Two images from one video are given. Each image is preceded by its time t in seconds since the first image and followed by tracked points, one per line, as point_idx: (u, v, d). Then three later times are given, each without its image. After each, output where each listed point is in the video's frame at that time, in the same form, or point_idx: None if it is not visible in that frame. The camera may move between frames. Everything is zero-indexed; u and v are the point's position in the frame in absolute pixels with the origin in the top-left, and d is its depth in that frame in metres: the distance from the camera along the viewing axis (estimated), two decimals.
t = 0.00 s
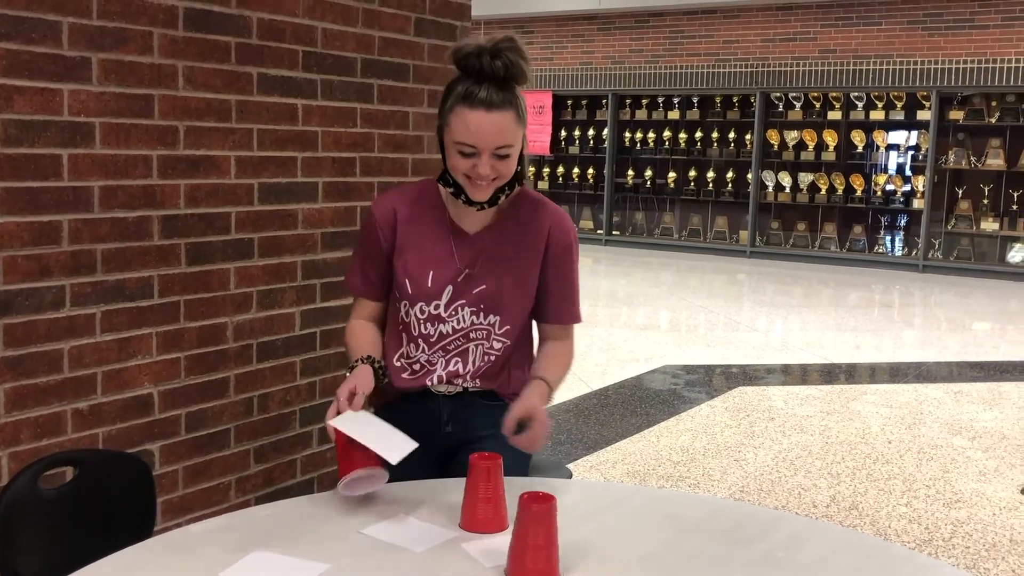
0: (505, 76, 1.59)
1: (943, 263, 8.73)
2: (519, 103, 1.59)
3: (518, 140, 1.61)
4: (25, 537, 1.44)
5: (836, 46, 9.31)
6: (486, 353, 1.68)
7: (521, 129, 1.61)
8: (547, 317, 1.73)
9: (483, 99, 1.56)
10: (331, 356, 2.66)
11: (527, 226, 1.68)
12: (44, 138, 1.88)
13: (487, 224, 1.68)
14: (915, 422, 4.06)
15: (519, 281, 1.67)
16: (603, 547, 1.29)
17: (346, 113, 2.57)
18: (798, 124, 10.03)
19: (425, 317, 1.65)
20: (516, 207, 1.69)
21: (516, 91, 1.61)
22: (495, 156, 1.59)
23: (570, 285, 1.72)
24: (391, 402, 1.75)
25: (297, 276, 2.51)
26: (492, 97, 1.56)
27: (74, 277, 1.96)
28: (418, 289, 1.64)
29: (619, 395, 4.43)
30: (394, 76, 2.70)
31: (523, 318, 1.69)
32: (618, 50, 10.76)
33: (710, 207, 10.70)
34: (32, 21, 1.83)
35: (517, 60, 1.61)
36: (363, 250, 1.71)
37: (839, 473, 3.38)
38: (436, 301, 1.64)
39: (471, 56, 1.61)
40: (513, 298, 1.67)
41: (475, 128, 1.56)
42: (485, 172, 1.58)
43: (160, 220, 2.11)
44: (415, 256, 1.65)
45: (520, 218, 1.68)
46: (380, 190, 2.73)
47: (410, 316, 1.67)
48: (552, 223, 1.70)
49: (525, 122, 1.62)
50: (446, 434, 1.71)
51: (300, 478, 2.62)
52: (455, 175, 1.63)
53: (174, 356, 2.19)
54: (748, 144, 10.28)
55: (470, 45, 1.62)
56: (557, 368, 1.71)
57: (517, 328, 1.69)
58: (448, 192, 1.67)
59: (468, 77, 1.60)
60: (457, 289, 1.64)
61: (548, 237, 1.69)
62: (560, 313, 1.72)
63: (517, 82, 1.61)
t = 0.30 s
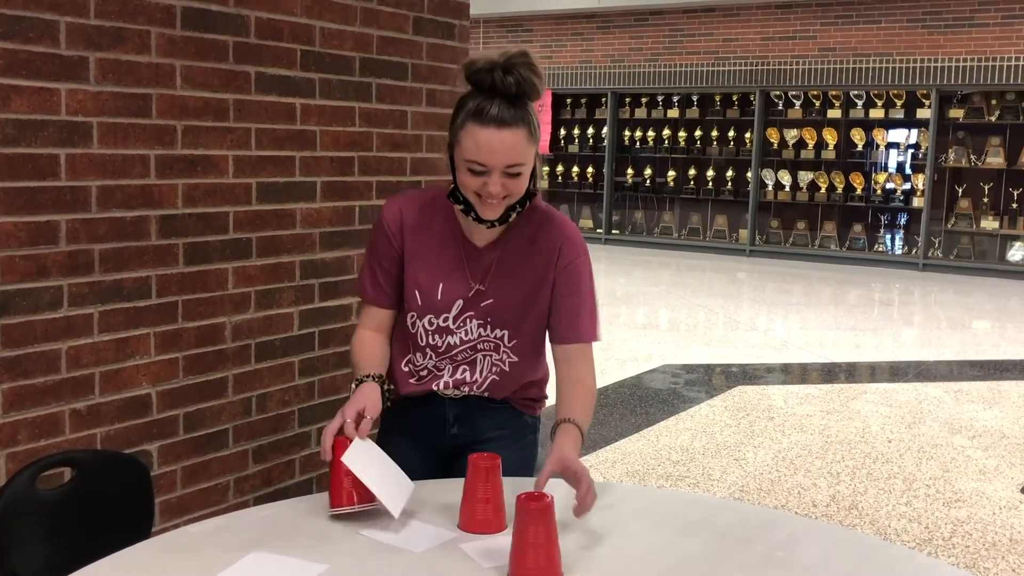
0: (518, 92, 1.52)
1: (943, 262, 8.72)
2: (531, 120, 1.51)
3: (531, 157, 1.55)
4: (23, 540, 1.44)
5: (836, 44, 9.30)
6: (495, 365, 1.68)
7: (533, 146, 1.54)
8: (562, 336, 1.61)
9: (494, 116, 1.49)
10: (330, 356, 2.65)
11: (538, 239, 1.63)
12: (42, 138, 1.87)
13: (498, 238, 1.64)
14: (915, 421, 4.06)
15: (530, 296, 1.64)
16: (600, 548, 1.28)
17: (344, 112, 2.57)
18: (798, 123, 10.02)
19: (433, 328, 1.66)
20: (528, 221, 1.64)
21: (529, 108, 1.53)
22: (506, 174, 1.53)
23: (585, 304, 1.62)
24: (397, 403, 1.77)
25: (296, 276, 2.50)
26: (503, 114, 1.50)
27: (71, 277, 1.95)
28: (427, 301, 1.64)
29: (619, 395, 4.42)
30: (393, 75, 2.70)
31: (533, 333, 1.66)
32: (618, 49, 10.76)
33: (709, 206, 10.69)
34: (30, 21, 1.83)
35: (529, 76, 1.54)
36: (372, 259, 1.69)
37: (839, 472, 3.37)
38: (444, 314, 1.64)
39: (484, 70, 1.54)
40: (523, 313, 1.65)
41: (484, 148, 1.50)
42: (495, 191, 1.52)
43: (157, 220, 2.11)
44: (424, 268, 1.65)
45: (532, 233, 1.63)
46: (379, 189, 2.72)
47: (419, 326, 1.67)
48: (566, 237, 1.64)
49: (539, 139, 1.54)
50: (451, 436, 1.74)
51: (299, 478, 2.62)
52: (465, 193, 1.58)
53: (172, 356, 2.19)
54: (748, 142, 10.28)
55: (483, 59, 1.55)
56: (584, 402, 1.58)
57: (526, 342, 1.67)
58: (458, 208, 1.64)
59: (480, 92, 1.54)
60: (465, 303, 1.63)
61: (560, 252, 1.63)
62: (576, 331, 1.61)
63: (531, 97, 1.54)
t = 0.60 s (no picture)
0: (529, 115, 1.47)
1: (943, 258, 8.73)
2: (542, 143, 1.46)
3: (540, 180, 1.50)
4: (24, 537, 1.45)
5: (835, 40, 9.29)
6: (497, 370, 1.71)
7: (543, 167, 1.50)
8: (558, 341, 1.54)
9: (504, 137, 1.44)
10: (330, 351, 2.65)
11: (545, 253, 1.61)
12: (42, 134, 1.87)
13: (504, 246, 1.62)
14: (915, 416, 4.07)
15: (535, 307, 1.62)
16: (600, 543, 1.28)
17: (344, 108, 2.57)
18: (797, 119, 10.01)
19: (437, 330, 1.66)
20: (537, 232, 1.61)
21: (541, 128, 1.48)
22: (513, 196, 1.49)
23: (586, 316, 1.56)
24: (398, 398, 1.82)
25: (296, 272, 2.50)
26: (513, 136, 1.44)
27: (72, 273, 1.95)
28: (431, 302, 1.65)
29: (619, 391, 4.43)
30: (393, 71, 2.70)
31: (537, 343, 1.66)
32: (618, 45, 10.75)
33: (709, 202, 10.69)
34: (30, 17, 1.83)
35: (542, 99, 1.49)
36: (383, 255, 1.70)
37: (838, 468, 3.38)
38: (448, 317, 1.64)
39: (497, 88, 1.49)
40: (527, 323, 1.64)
41: (493, 170, 1.45)
42: (501, 213, 1.49)
43: (158, 216, 2.11)
44: (431, 269, 1.65)
45: (539, 244, 1.61)
46: (379, 185, 2.72)
47: (424, 327, 1.68)
48: (575, 249, 1.60)
49: (549, 162, 1.49)
50: (453, 430, 1.78)
51: (299, 474, 2.62)
52: (473, 206, 1.55)
53: (173, 352, 2.19)
54: (747, 139, 10.27)
55: (497, 76, 1.50)
56: (582, 423, 1.48)
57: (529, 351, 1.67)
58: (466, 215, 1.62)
59: (491, 110, 1.48)
60: (469, 310, 1.63)
61: (567, 264, 1.59)
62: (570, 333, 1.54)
63: (543, 118, 1.48)
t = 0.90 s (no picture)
0: (534, 113, 1.47)
1: (944, 251, 8.73)
2: (546, 140, 1.46)
3: (543, 178, 1.50)
4: (25, 533, 1.44)
5: (836, 34, 9.28)
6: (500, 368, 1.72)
7: (547, 166, 1.49)
8: (561, 338, 1.57)
9: (508, 135, 1.44)
10: (331, 346, 2.66)
11: (547, 250, 1.60)
12: (43, 128, 1.87)
13: (507, 243, 1.62)
14: (916, 410, 4.07)
15: (537, 304, 1.63)
16: (601, 536, 1.29)
17: (346, 102, 2.57)
18: (799, 113, 9.99)
19: (439, 329, 1.66)
20: (540, 229, 1.61)
21: (546, 127, 1.48)
22: (517, 194, 1.49)
23: (589, 314, 1.59)
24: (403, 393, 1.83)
25: (297, 266, 2.50)
26: (517, 133, 1.44)
27: (74, 267, 1.96)
28: (434, 301, 1.64)
29: (620, 385, 4.44)
30: (394, 65, 2.69)
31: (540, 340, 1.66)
32: (618, 40, 10.74)
33: (710, 196, 10.68)
34: (31, 10, 1.83)
35: (547, 97, 1.49)
36: (385, 254, 1.69)
37: (839, 462, 3.38)
38: (450, 316, 1.64)
39: (502, 86, 1.49)
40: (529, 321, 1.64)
41: (498, 168, 1.45)
42: (504, 210, 1.49)
43: (159, 211, 2.11)
44: (433, 267, 1.64)
45: (542, 240, 1.61)
46: (380, 179, 2.72)
47: (426, 325, 1.68)
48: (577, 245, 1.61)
49: (553, 160, 1.49)
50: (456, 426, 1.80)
51: (300, 468, 2.63)
52: (477, 203, 1.55)
53: (174, 347, 2.19)
54: (748, 132, 10.26)
55: (503, 73, 1.50)
56: (586, 416, 1.52)
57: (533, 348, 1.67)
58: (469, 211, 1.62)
59: (496, 108, 1.48)
60: (470, 309, 1.62)
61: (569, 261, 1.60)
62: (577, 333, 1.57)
63: (548, 117, 1.48)
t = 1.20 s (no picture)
0: (528, 92, 1.47)
1: (946, 243, 8.71)
2: (542, 119, 1.47)
3: (540, 156, 1.51)
4: (29, 528, 1.44)
5: (838, 26, 9.25)
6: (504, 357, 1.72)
7: (543, 143, 1.50)
8: (570, 323, 1.62)
9: (503, 117, 1.45)
10: (333, 339, 2.66)
11: (549, 233, 1.62)
12: (45, 123, 1.87)
13: (507, 228, 1.63)
14: (918, 402, 4.07)
15: (541, 288, 1.63)
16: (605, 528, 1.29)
17: (347, 96, 2.56)
18: (800, 105, 9.97)
19: (442, 319, 1.65)
20: (538, 213, 1.63)
21: (540, 105, 1.49)
22: (515, 174, 1.50)
23: (593, 295, 1.63)
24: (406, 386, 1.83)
25: (298, 260, 2.50)
26: (512, 114, 1.45)
27: (76, 261, 1.96)
28: (436, 291, 1.63)
29: (622, 377, 4.44)
30: (395, 59, 2.69)
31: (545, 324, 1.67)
32: (619, 32, 10.71)
33: (712, 188, 10.66)
34: (30, 5, 1.82)
35: (540, 76, 1.50)
36: (382, 249, 1.67)
37: (841, 453, 3.39)
38: (454, 305, 1.64)
39: (494, 68, 1.50)
40: (534, 305, 1.65)
41: (494, 150, 1.47)
42: (505, 191, 1.51)
43: (161, 205, 2.11)
44: (433, 256, 1.63)
45: (542, 224, 1.63)
46: (381, 172, 2.72)
47: (428, 317, 1.67)
48: (578, 227, 1.62)
49: (549, 138, 1.50)
50: (460, 420, 1.81)
51: (303, 461, 2.63)
52: (475, 186, 1.57)
53: (176, 341, 2.19)
54: (750, 124, 10.23)
55: (494, 55, 1.51)
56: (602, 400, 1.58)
57: (538, 332, 1.68)
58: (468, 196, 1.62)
59: (489, 89, 1.49)
60: (474, 296, 1.63)
61: (572, 244, 1.61)
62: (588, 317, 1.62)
63: (541, 95, 1.49)
